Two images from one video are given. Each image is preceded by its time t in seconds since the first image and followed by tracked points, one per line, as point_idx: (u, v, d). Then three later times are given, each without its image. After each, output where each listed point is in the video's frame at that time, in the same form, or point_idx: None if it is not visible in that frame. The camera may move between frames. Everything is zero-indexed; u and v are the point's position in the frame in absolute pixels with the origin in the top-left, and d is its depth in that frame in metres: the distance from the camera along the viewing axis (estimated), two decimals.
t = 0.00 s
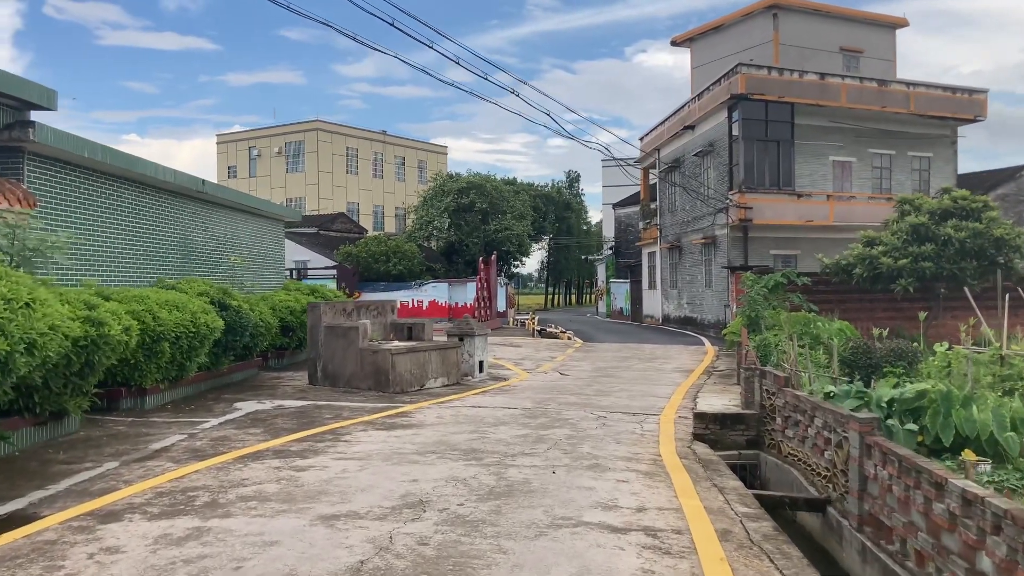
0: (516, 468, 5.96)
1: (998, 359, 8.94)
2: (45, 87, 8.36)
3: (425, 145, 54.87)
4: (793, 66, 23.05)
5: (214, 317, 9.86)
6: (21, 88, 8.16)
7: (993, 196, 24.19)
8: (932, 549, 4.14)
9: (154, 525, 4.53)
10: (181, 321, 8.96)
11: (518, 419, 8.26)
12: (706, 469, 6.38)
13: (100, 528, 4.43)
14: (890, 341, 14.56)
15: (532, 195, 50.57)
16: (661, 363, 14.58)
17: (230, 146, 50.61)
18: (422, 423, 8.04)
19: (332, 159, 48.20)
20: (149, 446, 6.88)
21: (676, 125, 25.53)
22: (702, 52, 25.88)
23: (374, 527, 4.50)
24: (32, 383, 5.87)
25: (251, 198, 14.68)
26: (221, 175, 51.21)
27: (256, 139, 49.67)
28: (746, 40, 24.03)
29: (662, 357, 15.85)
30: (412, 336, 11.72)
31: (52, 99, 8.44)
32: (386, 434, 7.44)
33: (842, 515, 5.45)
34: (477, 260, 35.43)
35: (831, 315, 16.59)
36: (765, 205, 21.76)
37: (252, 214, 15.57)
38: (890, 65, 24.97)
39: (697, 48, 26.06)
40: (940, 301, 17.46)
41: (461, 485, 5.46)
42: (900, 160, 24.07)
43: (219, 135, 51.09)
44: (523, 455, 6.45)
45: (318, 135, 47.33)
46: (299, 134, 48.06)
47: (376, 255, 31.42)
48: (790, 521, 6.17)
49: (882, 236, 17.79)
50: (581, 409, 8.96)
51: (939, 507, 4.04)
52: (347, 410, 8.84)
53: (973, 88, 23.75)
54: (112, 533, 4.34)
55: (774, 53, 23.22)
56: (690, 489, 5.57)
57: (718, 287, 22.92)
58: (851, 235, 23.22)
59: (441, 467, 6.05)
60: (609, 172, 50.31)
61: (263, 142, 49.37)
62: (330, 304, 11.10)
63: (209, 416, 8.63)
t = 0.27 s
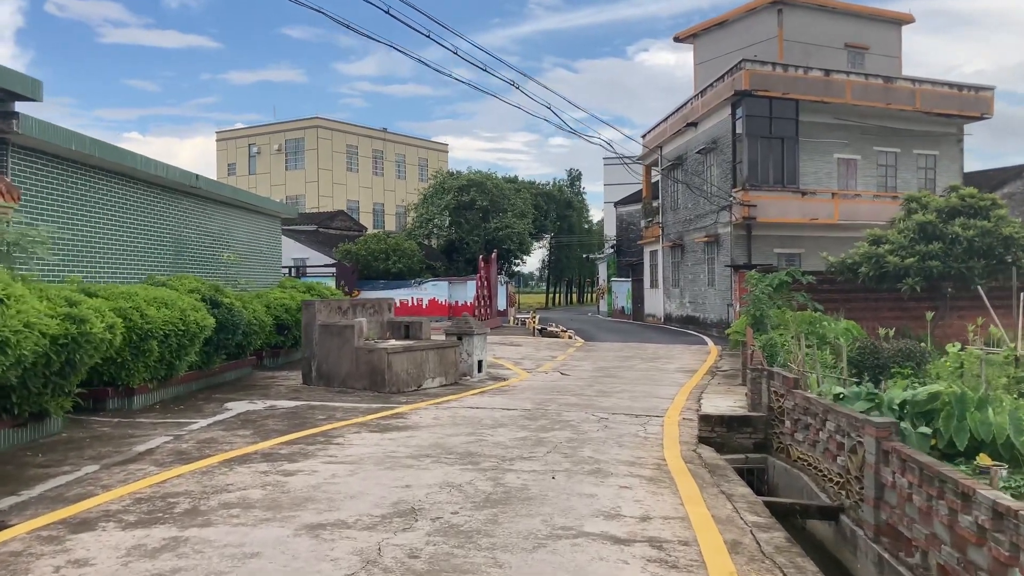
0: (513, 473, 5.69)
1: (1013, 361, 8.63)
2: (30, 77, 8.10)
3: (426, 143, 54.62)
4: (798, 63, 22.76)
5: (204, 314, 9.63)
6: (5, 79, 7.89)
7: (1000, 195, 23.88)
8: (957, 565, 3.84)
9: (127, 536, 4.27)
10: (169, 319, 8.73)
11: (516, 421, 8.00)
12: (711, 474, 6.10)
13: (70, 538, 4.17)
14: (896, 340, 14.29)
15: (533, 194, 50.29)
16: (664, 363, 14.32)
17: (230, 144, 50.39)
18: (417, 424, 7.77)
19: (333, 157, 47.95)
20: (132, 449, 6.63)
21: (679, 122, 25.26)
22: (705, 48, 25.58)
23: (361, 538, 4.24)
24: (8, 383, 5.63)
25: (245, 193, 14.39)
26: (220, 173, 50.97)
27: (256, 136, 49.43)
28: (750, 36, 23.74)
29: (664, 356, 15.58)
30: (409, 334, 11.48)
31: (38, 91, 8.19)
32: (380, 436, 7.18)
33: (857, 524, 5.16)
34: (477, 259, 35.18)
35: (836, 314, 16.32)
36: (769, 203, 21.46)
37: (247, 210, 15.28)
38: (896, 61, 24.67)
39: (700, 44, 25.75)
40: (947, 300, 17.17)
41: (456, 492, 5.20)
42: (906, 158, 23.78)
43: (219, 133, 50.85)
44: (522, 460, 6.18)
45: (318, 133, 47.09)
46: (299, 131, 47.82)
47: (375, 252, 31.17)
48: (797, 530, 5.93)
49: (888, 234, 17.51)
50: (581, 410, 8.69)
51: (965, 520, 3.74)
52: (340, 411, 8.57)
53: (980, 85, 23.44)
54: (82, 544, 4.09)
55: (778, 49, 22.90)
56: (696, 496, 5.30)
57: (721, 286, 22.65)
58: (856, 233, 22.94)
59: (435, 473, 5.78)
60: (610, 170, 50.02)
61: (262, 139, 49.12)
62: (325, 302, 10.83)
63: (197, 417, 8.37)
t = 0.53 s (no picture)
0: (507, 482, 5.44)
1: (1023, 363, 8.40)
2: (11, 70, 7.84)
3: (423, 141, 54.35)
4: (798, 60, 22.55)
5: (191, 314, 9.38)
6: None
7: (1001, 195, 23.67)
8: None
9: (96, 551, 4.01)
10: (153, 319, 8.47)
11: (512, 425, 7.74)
12: (714, 481, 5.86)
13: (33, 554, 3.91)
14: (898, 342, 14.07)
15: (530, 193, 50.04)
16: (662, 364, 14.08)
17: (226, 142, 50.09)
18: (409, 428, 7.51)
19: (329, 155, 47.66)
20: (111, 454, 6.37)
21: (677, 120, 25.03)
22: (704, 46, 25.34)
23: (345, 553, 3.99)
24: None
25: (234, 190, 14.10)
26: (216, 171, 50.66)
27: (252, 134, 49.14)
28: (749, 34, 23.51)
29: (662, 357, 15.34)
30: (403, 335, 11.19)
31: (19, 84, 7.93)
32: (369, 442, 6.92)
33: (868, 536, 4.91)
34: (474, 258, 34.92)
35: (837, 315, 16.09)
36: (769, 202, 21.24)
37: (238, 207, 14.99)
38: (897, 60, 24.47)
39: (699, 42, 25.51)
40: (949, 301, 16.96)
41: (447, 502, 4.94)
42: (906, 157, 23.58)
43: (214, 131, 50.54)
44: (516, 467, 5.93)
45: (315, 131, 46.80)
46: (295, 130, 47.52)
47: (371, 251, 30.90)
48: (805, 543, 5.71)
49: (889, 234, 17.30)
50: (578, 413, 8.43)
51: (991, 537, 3.48)
52: (329, 414, 8.31)
53: (981, 84, 23.24)
54: (46, 560, 3.83)
55: (778, 47, 22.68)
56: (699, 506, 5.05)
57: (719, 286, 22.42)
58: (856, 233, 22.73)
59: (426, 481, 5.53)
60: (608, 169, 49.79)
61: (258, 137, 48.82)
62: (316, 301, 10.56)
63: (182, 420, 8.11)
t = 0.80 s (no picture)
0: (493, 489, 5.21)
1: None
2: None
3: (415, 141, 54.07)
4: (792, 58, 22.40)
5: (171, 314, 9.12)
6: None
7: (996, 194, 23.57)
8: None
9: (51, 566, 3.76)
10: (130, 319, 8.22)
11: (500, 428, 7.51)
12: (708, 486, 5.65)
13: None
14: (894, 342, 13.90)
15: (523, 193, 49.82)
16: (656, 365, 13.87)
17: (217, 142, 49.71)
18: (394, 432, 7.27)
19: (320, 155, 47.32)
20: (80, 461, 6.09)
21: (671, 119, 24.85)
22: (697, 44, 25.16)
23: (318, 567, 3.75)
24: None
25: (219, 188, 13.81)
26: (207, 170, 50.29)
27: (243, 134, 48.78)
28: (743, 31, 23.34)
29: (656, 358, 15.13)
30: (391, 336, 10.89)
31: None
32: (352, 446, 6.67)
33: (871, 545, 4.70)
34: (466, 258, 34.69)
35: (832, 315, 15.92)
36: (762, 201, 21.07)
37: (223, 207, 14.69)
38: (891, 58, 24.36)
39: (692, 40, 25.32)
40: (945, 301, 16.81)
41: (429, 511, 4.70)
42: (901, 156, 23.47)
43: (205, 130, 50.17)
44: (503, 472, 5.70)
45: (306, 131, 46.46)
46: (286, 129, 47.18)
47: (362, 251, 30.62)
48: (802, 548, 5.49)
49: (884, 233, 17.17)
50: (569, 416, 8.21)
51: (1005, 550, 3.27)
52: (312, 417, 8.06)
53: (976, 83, 23.12)
54: None
55: (772, 44, 22.52)
56: (693, 514, 4.82)
57: (713, 286, 22.24)
58: (851, 233, 22.59)
59: (408, 488, 5.29)
60: (602, 169, 49.63)
61: (250, 137, 48.47)
62: (300, 301, 10.29)
63: (159, 425, 7.83)
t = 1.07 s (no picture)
0: (475, 500, 4.96)
1: None
2: None
3: (406, 141, 53.75)
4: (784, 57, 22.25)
5: (148, 316, 8.83)
6: None
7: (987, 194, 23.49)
8: None
9: None
10: (103, 322, 7.93)
11: (486, 433, 7.25)
12: (699, 495, 5.41)
13: None
14: (888, 343, 13.72)
15: (515, 193, 49.57)
16: (647, 367, 13.66)
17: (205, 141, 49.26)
18: (375, 438, 7.00)
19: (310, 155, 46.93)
20: (43, 470, 5.79)
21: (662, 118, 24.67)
22: (689, 42, 24.97)
23: None
24: None
25: (200, 187, 13.51)
26: (195, 170, 49.81)
27: (232, 133, 48.33)
28: (735, 30, 23.18)
29: (647, 359, 14.91)
30: (376, 338, 10.59)
31: None
32: (331, 453, 6.40)
33: (872, 558, 4.47)
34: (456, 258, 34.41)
35: (826, 315, 15.75)
36: (755, 200, 20.90)
37: (206, 206, 14.38)
38: (883, 57, 24.25)
39: (683, 38, 25.14)
40: (939, 301, 16.67)
41: (406, 525, 4.44)
42: (893, 155, 23.36)
43: (194, 129, 49.70)
44: (487, 482, 5.44)
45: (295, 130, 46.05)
46: (275, 129, 46.77)
47: (351, 252, 30.31)
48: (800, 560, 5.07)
49: (878, 232, 17.04)
50: (557, 421, 7.96)
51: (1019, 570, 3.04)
52: (292, 422, 7.78)
53: (969, 81, 23.04)
54: None
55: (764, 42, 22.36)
56: (685, 526, 4.58)
57: (705, 286, 22.05)
58: (843, 232, 22.44)
59: (386, 499, 5.02)
60: (594, 169, 49.47)
61: (238, 136, 48.04)
62: (282, 302, 10.00)
63: (131, 431, 7.53)
